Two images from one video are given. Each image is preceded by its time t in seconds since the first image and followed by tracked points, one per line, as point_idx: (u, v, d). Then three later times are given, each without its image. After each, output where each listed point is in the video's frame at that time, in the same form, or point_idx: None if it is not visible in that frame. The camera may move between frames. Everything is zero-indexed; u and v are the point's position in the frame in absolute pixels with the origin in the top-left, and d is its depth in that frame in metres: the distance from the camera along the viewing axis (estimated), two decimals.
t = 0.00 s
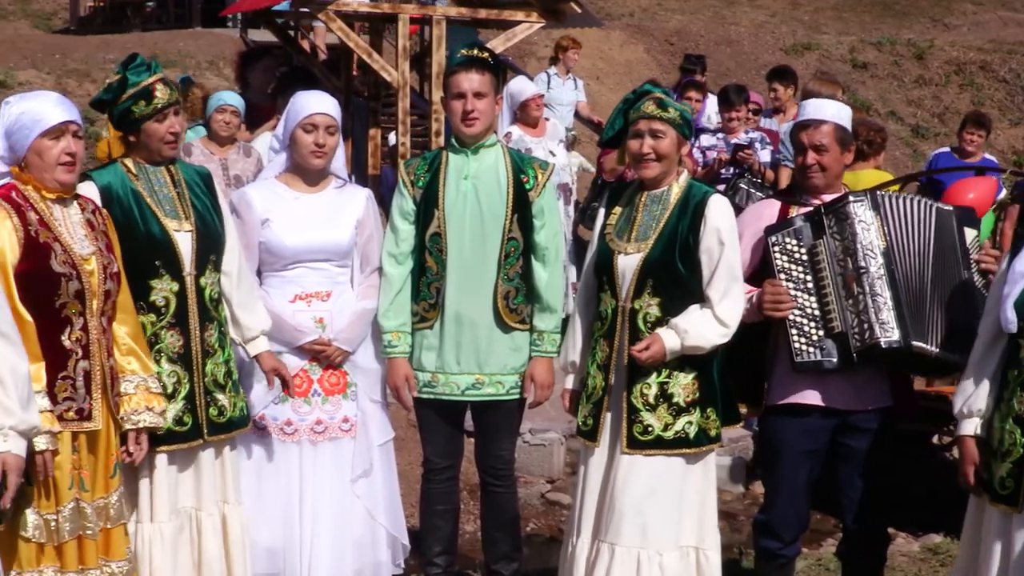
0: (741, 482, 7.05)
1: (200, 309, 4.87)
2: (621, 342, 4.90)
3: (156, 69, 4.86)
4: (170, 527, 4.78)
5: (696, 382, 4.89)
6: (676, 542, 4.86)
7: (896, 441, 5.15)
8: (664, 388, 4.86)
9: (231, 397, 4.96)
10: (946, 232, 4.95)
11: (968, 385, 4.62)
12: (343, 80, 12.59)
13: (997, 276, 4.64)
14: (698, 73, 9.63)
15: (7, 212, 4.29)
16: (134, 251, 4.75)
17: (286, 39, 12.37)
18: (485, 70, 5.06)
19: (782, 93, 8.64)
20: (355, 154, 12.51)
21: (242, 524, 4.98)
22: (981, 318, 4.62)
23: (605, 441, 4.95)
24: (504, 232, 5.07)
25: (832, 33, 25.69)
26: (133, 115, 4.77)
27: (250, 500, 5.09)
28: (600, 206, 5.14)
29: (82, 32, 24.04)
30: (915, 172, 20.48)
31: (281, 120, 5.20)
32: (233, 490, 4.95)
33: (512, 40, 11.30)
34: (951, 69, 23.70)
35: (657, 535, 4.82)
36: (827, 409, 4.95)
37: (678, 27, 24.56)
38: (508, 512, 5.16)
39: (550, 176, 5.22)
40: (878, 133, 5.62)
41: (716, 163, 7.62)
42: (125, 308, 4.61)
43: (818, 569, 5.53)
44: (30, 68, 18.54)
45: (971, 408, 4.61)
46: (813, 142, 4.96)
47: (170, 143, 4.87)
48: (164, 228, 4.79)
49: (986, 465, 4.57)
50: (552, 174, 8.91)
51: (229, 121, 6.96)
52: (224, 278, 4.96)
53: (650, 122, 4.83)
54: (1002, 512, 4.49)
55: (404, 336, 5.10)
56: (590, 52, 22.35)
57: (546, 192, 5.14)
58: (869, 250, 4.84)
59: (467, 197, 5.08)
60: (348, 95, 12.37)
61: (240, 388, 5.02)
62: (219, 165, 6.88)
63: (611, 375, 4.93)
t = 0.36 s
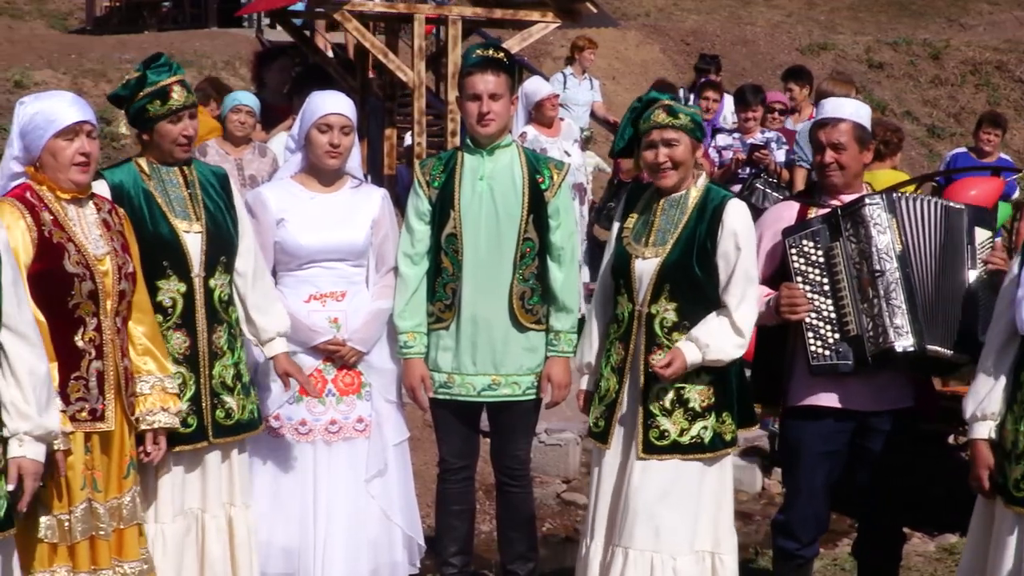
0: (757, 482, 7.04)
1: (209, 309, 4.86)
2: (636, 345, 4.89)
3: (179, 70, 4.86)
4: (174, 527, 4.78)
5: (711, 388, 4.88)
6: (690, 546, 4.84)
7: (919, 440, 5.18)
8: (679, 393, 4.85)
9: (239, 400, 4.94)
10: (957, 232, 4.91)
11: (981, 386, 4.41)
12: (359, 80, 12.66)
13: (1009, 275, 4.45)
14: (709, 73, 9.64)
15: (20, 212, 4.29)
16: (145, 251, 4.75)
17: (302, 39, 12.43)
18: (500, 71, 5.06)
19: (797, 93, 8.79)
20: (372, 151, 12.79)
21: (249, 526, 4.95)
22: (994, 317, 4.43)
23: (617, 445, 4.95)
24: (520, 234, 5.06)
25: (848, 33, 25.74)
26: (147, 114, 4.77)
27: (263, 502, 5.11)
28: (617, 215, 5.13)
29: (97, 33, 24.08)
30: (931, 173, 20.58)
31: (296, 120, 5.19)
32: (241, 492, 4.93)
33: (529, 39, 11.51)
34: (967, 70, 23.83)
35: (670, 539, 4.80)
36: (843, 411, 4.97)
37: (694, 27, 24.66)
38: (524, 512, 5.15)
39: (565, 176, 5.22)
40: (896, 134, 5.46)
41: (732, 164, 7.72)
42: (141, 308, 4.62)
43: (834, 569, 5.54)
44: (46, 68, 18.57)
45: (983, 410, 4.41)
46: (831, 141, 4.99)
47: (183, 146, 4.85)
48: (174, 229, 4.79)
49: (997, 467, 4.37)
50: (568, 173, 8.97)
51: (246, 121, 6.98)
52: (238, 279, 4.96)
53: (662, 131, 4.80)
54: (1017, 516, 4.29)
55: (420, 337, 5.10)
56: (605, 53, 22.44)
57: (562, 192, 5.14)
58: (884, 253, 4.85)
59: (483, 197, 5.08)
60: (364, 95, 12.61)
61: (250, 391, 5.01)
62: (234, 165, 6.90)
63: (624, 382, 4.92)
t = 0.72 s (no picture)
0: (773, 482, 7.00)
1: (217, 311, 4.83)
2: (647, 335, 4.88)
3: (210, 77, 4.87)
4: (182, 529, 4.77)
5: (719, 376, 4.86)
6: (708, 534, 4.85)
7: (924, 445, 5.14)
8: (686, 381, 4.84)
9: (246, 403, 4.90)
10: (961, 230, 4.91)
11: (1003, 382, 4.37)
12: (375, 80, 12.70)
13: None
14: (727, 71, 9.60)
15: (34, 212, 4.29)
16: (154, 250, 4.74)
17: (317, 39, 12.49)
18: (518, 71, 5.07)
19: (813, 93, 8.89)
20: (387, 151, 12.81)
21: (262, 528, 4.95)
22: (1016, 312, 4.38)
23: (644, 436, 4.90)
24: (536, 233, 5.06)
25: (865, 33, 25.76)
26: (159, 108, 4.78)
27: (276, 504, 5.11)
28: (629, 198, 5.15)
29: (113, 32, 24.15)
30: (947, 172, 20.63)
31: (312, 120, 5.19)
32: (253, 496, 4.92)
33: (545, 39, 11.56)
34: (982, 70, 23.89)
35: (691, 528, 4.81)
36: (852, 412, 4.98)
37: (711, 27, 24.77)
38: (540, 513, 5.16)
39: (581, 176, 5.20)
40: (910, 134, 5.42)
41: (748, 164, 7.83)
42: (155, 308, 4.61)
43: (850, 570, 5.55)
44: (63, 67, 18.57)
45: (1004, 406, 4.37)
46: (846, 136, 4.99)
47: (190, 143, 4.81)
48: (185, 228, 4.78)
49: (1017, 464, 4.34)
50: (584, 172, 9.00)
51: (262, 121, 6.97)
52: (251, 282, 4.94)
53: (683, 116, 4.83)
54: None
55: (435, 336, 5.10)
56: (622, 53, 22.52)
57: (579, 192, 5.13)
58: (895, 252, 4.87)
59: (499, 197, 5.08)
60: (380, 95, 12.64)
61: (259, 395, 4.97)
62: (250, 165, 6.89)
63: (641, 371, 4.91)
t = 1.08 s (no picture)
0: (789, 482, 7.02)
1: (235, 310, 4.83)
2: (665, 340, 4.90)
3: (241, 79, 4.91)
4: (192, 526, 4.78)
5: (739, 381, 4.86)
6: (721, 539, 4.85)
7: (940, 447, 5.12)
8: (707, 386, 4.85)
9: (257, 405, 4.87)
10: (963, 225, 4.89)
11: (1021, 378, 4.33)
12: (391, 80, 12.71)
13: None
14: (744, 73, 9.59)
15: (47, 209, 4.28)
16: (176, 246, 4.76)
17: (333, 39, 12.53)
18: (533, 71, 5.07)
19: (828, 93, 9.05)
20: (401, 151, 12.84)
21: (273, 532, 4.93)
22: None
23: (649, 441, 4.94)
24: (553, 233, 5.07)
25: (880, 33, 25.78)
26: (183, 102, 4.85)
27: (290, 506, 5.13)
28: (645, 207, 5.15)
29: (129, 33, 24.22)
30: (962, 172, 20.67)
31: (328, 120, 5.20)
32: (262, 499, 4.90)
33: (561, 39, 11.60)
34: (998, 70, 23.93)
35: (702, 534, 4.81)
36: (869, 410, 4.98)
37: (727, 28, 24.88)
38: (555, 512, 5.16)
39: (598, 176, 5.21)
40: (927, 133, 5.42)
41: (761, 164, 7.87)
42: (176, 300, 4.57)
43: (865, 570, 5.56)
44: (78, 67, 18.57)
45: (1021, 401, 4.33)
46: (860, 138, 4.99)
47: (207, 139, 4.83)
48: (208, 226, 4.79)
49: None
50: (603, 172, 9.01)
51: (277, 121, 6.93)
52: (269, 286, 4.94)
53: (690, 124, 4.83)
54: None
55: (451, 336, 5.09)
56: (638, 54, 22.62)
57: (595, 192, 5.13)
58: (908, 249, 4.87)
59: (515, 196, 5.07)
60: (395, 95, 12.67)
61: (269, 398, 4.94)
62: (266, 164, 6.85)
63: (655, 377, 4.94)
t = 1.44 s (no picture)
0: (804, 482, 7.01)
1: (259, 311, 4.83)
2: (681, 341, 4.85)
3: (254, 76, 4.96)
4: (215, 526, 4.78)
5: (753, 378, 4.80)
6: (738, 538, 4.80)
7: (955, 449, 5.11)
8: (720, 384, 4.79)
9: (282, 403, 4.91)
10: (970, 224, 4.86)
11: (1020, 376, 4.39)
12: (406, 80, 12.71)
13: None
14: (762, 73, 9.41)
15: (66, 210, 4.27)
16: (200, 247, 4.75)
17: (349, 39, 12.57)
18: (550, 71, 5.07)
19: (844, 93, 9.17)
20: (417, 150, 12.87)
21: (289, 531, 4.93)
22: None
23: (669, 439, 4.88)
24: (567, 233, 5.06)
25: (896, 33, 25.78)
26: (204, 102, 4.84)
27: (311, 505, 5.12)
28: (658, 206, 5.12)
29: (145, 32, 24.27)
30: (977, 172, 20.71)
31: (346, 120, 5.20)
32: (281, 497, 4.91)
33: (577, 38, 11.62)
34: (1014, 70, 23.99)
35: (720, 531, 4.77)
36: (884, 411, 4.96)
37: (740, 27, 24.98)
38: (571, 512, 5.15)
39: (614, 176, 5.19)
40: (944, 133, 5.38)
41: (778, 163, 7.99)
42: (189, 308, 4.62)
43: (882, 570, 5.56)
44: (94, 67, 18.58)
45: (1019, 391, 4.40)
46: (879, 139, 5.00)
47: (235, 138, 4.87)
48: (230, 225, 4.79)
49: None
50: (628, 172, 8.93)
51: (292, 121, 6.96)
52: (286, 285, 4.93)
53: (707, 118, 4.75)
54: None
55: (466, 336, 5.10)
56: (653, 53, 22.70)
57: (610, 192, 5.12)
58: (925, 249, 4.84)
59: (530, 196, 5.07)
60: (411, 95, 12.69)
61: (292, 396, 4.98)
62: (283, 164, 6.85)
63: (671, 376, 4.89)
